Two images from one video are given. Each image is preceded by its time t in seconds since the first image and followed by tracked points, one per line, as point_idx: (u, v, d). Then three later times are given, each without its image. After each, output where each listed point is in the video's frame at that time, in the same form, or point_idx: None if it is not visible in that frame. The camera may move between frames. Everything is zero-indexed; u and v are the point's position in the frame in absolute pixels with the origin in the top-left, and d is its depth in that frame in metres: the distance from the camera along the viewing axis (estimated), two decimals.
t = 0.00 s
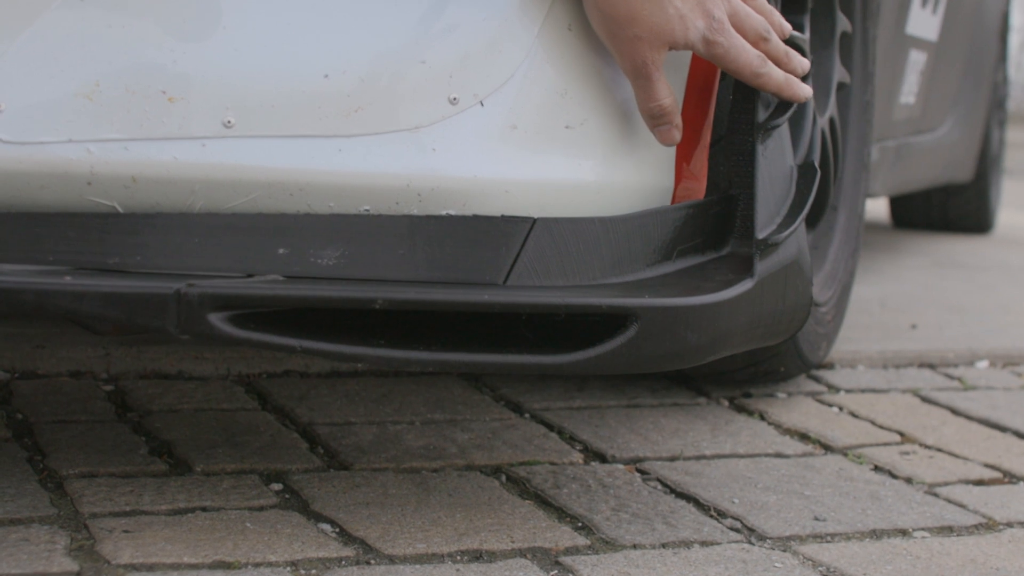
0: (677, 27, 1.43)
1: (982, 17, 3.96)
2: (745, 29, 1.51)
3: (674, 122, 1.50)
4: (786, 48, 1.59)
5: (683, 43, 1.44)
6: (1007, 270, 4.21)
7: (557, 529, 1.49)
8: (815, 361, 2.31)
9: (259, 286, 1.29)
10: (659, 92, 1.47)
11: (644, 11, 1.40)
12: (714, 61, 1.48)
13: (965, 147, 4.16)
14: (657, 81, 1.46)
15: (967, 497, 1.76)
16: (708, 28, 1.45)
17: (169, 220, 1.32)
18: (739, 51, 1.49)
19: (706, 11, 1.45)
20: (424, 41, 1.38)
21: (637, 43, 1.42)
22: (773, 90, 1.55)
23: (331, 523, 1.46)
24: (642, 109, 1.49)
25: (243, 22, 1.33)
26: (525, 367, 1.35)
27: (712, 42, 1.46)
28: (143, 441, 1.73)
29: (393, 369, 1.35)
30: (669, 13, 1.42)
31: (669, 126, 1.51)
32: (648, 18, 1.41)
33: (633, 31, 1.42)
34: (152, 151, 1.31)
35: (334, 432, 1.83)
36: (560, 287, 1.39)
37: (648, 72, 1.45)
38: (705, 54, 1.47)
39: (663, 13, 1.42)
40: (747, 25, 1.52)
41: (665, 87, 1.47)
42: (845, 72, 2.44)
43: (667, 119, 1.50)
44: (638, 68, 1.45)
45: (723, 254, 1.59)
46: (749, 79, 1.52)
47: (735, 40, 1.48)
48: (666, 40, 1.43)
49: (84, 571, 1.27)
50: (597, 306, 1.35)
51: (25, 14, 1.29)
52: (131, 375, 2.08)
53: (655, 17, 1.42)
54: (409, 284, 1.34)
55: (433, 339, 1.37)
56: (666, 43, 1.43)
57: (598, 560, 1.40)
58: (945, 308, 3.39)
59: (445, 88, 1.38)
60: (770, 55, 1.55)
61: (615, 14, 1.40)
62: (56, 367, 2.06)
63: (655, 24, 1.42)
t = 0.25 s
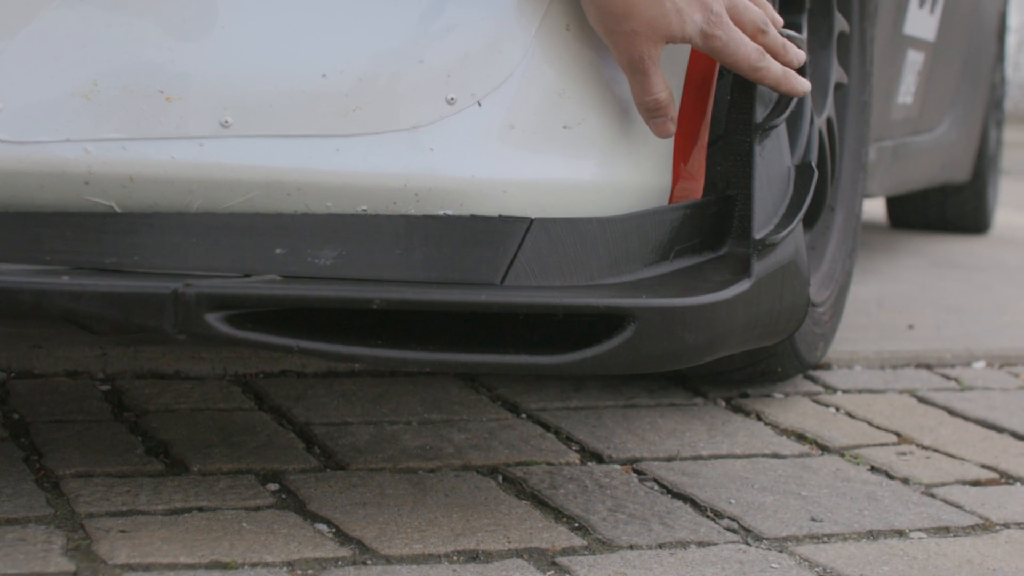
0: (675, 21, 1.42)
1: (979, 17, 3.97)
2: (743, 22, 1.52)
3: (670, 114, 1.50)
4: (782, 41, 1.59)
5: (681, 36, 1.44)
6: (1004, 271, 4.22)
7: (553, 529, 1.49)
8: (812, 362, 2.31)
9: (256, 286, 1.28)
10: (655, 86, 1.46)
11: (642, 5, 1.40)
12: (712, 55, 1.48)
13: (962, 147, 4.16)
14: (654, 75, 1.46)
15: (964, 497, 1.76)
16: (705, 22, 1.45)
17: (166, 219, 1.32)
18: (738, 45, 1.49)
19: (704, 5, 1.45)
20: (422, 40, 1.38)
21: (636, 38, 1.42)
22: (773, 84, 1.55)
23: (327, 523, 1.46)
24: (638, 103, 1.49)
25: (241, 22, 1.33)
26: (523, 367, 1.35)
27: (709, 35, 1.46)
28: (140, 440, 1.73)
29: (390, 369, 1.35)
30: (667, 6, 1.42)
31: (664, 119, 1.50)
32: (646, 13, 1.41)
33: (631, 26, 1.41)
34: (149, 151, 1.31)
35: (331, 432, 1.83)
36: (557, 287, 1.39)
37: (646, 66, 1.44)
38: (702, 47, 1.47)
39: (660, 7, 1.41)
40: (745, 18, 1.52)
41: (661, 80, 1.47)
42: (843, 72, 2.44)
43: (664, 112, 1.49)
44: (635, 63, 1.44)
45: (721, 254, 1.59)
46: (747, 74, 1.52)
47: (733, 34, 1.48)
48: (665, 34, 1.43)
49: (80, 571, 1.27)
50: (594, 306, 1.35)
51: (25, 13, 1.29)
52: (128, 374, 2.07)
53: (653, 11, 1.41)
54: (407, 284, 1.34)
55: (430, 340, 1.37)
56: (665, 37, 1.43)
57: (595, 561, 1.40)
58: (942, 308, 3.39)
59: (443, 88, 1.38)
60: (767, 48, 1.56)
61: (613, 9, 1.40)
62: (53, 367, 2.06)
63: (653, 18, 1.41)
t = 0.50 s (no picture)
0: (666, 20, 1.41)
1: (970, 20, 3.98)
2: (736, 18, 1.50)
3: (666, 111, 1.50)
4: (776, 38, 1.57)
5: (673, 34, 1.43)
6: (995, 273, 4.23)
7: (544, 532, 1.49)
8: (803, 364, 2.31)
9: (247, 289, 1.28)
10: (649, 84, 1.46)
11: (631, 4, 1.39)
12: (706, 53, 1.47)
13: (953, 150, 4.17)
14: (647, 74, 1.45)
15: (954, 500, 1.76)
16: (698, 19, 1.44)
17: (157, 222, 1.32)
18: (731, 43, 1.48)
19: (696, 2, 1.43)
20: (413, 43, 1.38)
21: (626, 37, 1.41)
22: (767, 82, 1.54)
23: (318, 526, 1.46)
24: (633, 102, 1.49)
25: (231, 25, 1.33)
26: (513, 370, 1.36)
27: (703, 33, 1.45)
28: (130, 443, 1.73)
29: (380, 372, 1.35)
30: (658, 5, 1.40)
31: (660, 116, 1.50)
32: (636, 11, 1.40)
33: (619, 25, 1.40)
34: (140, 154, 1.31)
35: (322, 435, 1.83)
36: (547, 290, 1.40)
37: (638, 65, 1.44)
38: (696, 45, 1.46)
39: (651, 5, 1.40)
40: (736, 16, 1.50)
41: (655, 78, 1.46)
42: (834, 74, 2.44)
43: (659, 109, 1.49)
44: (627, 61, 1.44)
45: (711, 256, 1.59)
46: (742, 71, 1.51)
47: (727, 31, 1.46)
48: (655, 33, 1.42)
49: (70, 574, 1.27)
50: (585, 309, 1.35)
51: (15, 15, 1.29)
52: (119, 377, 2.07)
53: (643, 10, 1.40)
54: (397, 287, 1.34)
55: (421, 343, 1.37)
56: (656, 36, 1.42)
57: (584, 564, 1.40)
58: (933, 310, 3.40)
59: (434, 91, 1.38)
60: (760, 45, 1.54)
61: (602, 9, 1.39)
62: (43, 370, 2.06)
63: (643, 17, 1.40)
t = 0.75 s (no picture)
0: (645, 27, 1.41)
1: (956, 22, 3.99)
2: (722, 25, 1.50)
3: (653, 114, 1.50)
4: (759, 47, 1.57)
5: (654, 42, 1.42)
6: (981, 274, 4.25)
7: (531, 534, 1.49)
8: (790, 365, 2.32)
9: (233, 292, 1.28)
10: (633, 91, 1.46)
11: (609, 13, 1.39)
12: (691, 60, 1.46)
13: (940, 151, 4.19)
14: (630, 81, 1.45)
15: (940, 501, 1.77)
16: (681, 27, 1.43)
17: (143, 225, 1.32)
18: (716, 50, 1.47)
19: (679, 9, 1.42)
20: (399, 46, 1.38)
21: (603, 46, 1.41)
22: (752, 92, 1.54)
23: (304, 529, 1.46)
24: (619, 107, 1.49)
25: (217, 28, 1.33)
26: (499, 373, 1.36)
27: (687, 40, 1.44)
28: (117, 446, 1.73)
29: (367, 375, 1.35)
30: (636, 12, 1.40)
31: (648, 120, 1.50)
32: (612, 20, 1.40)
33: (597, 34, 1.41)
34: (126, 157, 1.30)
35: (309, 438, 1.83)
36: (533, 293, 1.40)
37: (620, 73, 1.44)
38: (681, 52, 1.45)
39: (628, 14, 1.40)
40: (723, 23, 1.50)
41: (639, 85, 1.46)
42: (820, 76, 2.45)
43: (646, 114, 1.49)
44: (607, 70, 1.44)
45: (698, 257, 1.59)
46: (728, 80, 1.50)
47: (712, 39, 1.46)
48: (635, 41, 1.42)
49: None
50: (571, 312, 1.36)
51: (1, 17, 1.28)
52: (106, 380, 2.07)
53: (620, 18, 1.40)
54: (383, 290, 1.34)
55: (407, 346, 1.37)
56: (636, 43, 1.42)
57: (572, 566, 1.40)
58: (920, 311, 3.41)
59: (420, 94, 1.38)
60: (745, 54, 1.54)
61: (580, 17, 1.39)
62: (30, 373, 2.05)
63: (620, 25, 1.40)
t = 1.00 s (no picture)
0: (619, 48, 1.38)
1: (944, 27, 4.01)
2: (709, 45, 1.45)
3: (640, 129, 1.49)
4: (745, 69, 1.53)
5: (631, 62, 1.39)
6: (969, 278, 4.27)
7: (519, 539, 1.49)
8: (778, 370, 2.33)
9: (220, 296, 1.28)
10: (615, 111, 1.45)
11: (581, 31, 1.37)
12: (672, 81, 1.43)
13: (928, 156, 4.20)
14: (612, 102, 1.44)
15: (927, 506, 1.78)
16: (661, 47, 1.39)
17: (131, 230, 1.32)
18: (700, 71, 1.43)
19: (659, 27, 1.38)
20: (387, 51, 1.38)
21: (579, 66, 1.39)
22: (739, 117, 1.49)
23: (292, 534, 1.46)
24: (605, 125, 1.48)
25: (205, 32, 1.33)
26: (487, 378, 1.36)
27: (666, 61, 1.40)
28: (104, 451, 1.73)
29: (354, 380, 1.35)
30: (610, 31, 1.37)
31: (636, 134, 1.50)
32: (585, 39, 1.37)
33: (571, 53, 1.38)
34: (114, 162, 1.30)
35: (297, 442, 1.83)
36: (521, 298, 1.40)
37: (599, 93, 1.42)
38: (661, 72, 1.41)
39: (602, 33, 1.37)
40: (711, 41, 1.45)
41: (622, 105, 1.45)
42: (808, 81, 2.46)
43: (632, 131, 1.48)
44: (588, 91, 1.42)
45: (685, 263, 1.60)
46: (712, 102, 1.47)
47: (696, 60, 1.41)
48: (610, 61, 1.39)
49: None
50: (558, 317, 1.36)
51: None
52: (93, 384, 2.06)
53: (593, 37, 1.37)
54: (370, 294, 1.34)
55: (395, 351, 1.37)
56: (611, 64, 1.39)
57: (560, 570, 1.40)
58: (908, 315, 3.42)
59: (407, 99, 1.39)
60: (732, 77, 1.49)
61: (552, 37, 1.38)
62: (17, 377, 2.05)
63: (593, 45, 1.37)
